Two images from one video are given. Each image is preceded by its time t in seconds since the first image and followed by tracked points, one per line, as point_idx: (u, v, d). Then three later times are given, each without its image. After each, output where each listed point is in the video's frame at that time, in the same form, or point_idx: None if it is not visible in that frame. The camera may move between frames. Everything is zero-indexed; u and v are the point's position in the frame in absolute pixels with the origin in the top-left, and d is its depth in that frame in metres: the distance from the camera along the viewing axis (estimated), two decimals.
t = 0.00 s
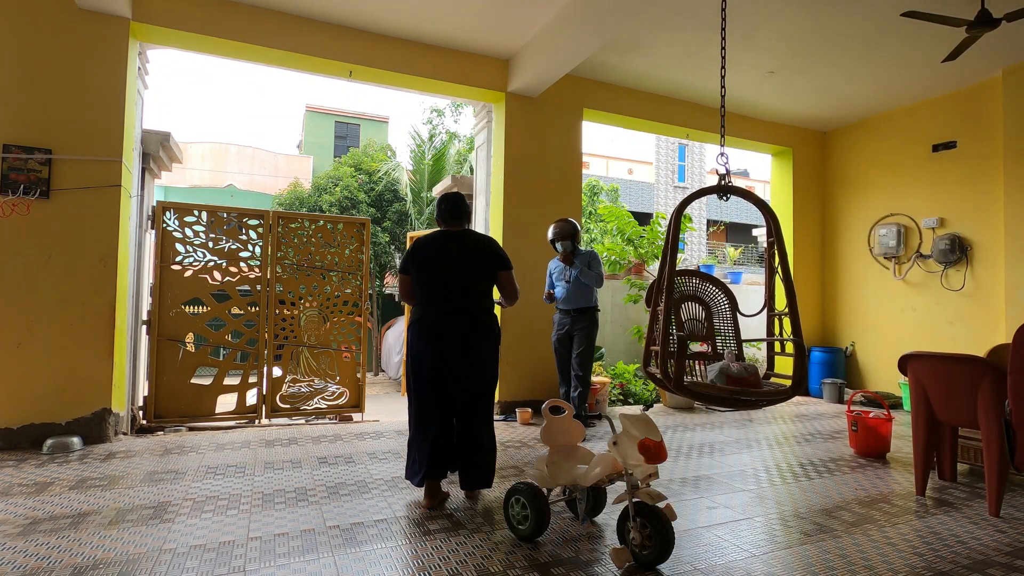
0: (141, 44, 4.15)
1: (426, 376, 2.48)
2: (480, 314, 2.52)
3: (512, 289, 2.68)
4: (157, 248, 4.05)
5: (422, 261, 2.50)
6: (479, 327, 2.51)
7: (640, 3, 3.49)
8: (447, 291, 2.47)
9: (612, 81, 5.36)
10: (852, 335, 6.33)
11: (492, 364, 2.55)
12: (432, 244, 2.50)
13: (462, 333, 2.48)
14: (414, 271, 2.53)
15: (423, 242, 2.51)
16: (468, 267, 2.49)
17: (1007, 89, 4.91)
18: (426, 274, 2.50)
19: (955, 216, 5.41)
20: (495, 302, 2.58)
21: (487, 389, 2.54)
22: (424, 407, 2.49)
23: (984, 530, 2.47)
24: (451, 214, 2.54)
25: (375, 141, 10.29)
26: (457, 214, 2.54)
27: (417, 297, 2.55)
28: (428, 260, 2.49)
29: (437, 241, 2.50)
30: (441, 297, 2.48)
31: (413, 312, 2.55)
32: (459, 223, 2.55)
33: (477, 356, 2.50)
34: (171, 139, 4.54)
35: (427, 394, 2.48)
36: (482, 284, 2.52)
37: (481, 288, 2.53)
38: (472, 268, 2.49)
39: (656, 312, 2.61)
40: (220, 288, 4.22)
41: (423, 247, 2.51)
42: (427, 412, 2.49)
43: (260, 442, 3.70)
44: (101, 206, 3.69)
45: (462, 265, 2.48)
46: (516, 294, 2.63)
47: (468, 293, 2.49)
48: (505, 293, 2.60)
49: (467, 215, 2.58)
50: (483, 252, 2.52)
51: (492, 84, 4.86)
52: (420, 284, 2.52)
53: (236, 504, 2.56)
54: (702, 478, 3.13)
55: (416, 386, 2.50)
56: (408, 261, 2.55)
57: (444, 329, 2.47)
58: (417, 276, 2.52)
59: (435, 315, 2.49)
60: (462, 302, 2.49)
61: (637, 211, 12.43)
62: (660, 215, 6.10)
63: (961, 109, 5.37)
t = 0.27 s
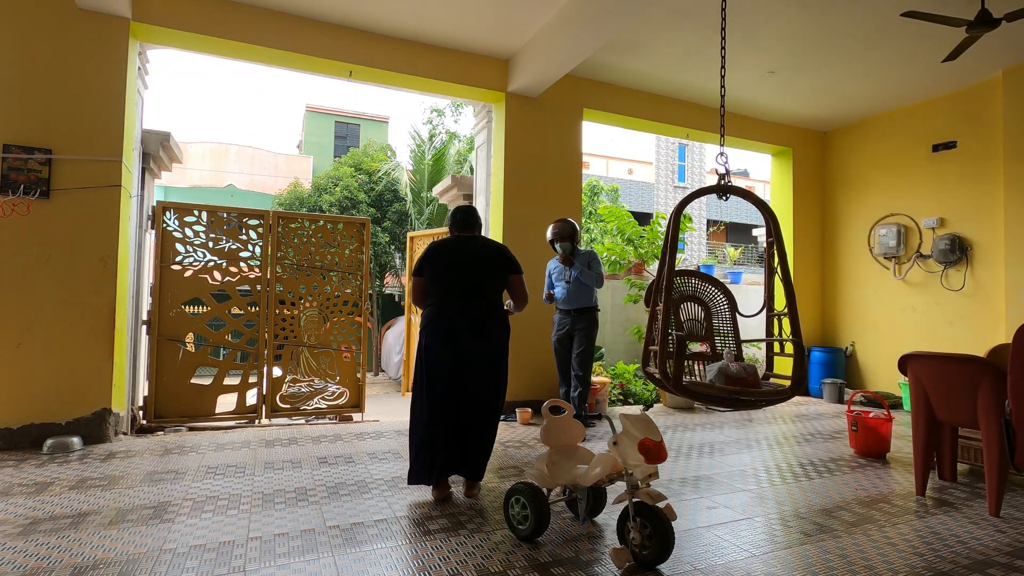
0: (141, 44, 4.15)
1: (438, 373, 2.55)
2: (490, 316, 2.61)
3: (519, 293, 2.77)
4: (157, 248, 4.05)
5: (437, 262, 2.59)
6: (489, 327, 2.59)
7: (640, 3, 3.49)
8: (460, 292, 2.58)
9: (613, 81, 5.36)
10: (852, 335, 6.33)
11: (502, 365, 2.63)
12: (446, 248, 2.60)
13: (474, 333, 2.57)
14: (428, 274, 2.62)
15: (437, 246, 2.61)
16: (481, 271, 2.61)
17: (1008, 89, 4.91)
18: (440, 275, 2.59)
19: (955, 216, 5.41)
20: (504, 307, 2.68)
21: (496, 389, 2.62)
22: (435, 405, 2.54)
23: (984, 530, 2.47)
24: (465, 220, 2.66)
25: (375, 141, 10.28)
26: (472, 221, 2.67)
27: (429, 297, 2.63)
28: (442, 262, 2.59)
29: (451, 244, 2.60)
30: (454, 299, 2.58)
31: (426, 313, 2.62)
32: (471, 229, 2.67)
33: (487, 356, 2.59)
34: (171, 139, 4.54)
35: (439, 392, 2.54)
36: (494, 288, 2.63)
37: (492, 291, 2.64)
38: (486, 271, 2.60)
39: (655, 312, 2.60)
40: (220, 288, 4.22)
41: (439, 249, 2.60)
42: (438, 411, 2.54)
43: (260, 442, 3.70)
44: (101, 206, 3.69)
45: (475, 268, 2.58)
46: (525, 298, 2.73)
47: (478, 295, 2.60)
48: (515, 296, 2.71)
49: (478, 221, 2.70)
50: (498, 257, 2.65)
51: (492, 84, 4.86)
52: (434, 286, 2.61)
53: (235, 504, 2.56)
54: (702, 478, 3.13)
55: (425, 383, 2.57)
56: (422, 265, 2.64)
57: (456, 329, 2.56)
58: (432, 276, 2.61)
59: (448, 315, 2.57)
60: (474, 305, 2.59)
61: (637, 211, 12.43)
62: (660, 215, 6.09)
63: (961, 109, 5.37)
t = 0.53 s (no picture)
0: (141, 44, 4.15)
1: (444, 376, 2.56)
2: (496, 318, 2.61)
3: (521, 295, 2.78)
4: (157, 248, 4.05)
5: (442, 266, 2.60)
6: (496, 330, 2.59)
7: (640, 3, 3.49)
8: (465, 295, 2.59)
9: (613, 81, 5.36)
10: (852, 335, 6.33)
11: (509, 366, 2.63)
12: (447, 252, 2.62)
13: (480, 336, 2.57)
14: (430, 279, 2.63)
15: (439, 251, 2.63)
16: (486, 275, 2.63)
17: (1008, 89, 4.90)
18: (445, 278, 2.60)
19: (955, 216, 5.41)
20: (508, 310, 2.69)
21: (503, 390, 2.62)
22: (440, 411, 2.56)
23: (984, 530, 2.47)
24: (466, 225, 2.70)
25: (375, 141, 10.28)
26: (474, 227, 2.72)
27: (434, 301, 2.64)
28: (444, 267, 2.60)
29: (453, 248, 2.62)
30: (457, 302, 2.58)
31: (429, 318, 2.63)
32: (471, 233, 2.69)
33: (494, 358, 2.59)
34: (171, 139, 4.54)
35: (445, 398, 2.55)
36: (496, 290, 2.64)
37: (497, 294, 2.65)
38: (490, 275, 2.62)
39: (654, 312, 2.60)
40: (220, 288, 4.22)
41: (444, 253, 2.62)
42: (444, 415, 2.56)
43: (260, 442, 3.70)
44: (101, 206, 3.69)
45: (476, 271, 2.60)
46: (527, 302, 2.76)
47: (481, 297, 2.60)
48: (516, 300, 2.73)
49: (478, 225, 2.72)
50: (502, 262, 2.69)
51: (492, 84, 4.86)
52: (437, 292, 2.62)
53: (235, 504, 2.56)
54: (702, 478, 3.13)
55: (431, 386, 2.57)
56: (424, 270, 2.65)
57: (463, 331, 2.56)
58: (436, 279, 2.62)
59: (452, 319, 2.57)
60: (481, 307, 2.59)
61: (637, 211, 12.43)
62: (660, 215, 6.09)
63: (961, 109, 5.37)
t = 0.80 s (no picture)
0: (141, 44, 4.15)
1: (446, 376, 2.55)
2: (499, 319, 2.62)
3: (519, 297, 2.81)
4: (157, 248, 4.05)
5: (443, 267, 2.62)
6: (496, 331, 2.60)
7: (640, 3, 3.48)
8: (467, 295, 2.59)
9: (613, 81, 5.36)
10: (852, 335, 6.33)
11: (511, 368, 2.63)
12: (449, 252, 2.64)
13: (480, 336, 2.58)
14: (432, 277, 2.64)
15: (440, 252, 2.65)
16: (487, 276, 2.66)
17: (1008, 89, 4.90)
18: (446, 278, 2.61)
19: (955, 216, 5.41)
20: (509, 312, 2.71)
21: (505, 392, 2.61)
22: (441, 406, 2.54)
23: (984, 530, 2.47)
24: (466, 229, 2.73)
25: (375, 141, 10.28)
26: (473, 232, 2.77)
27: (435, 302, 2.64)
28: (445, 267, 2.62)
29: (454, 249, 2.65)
30: (459, 302, 2.59)
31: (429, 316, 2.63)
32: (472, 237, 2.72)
33: (496, 359, 2.59)
34: (171, 139, 4.54)
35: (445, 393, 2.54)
36: (497, 291, 2.66)
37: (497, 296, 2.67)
38: (492, 276, 2.65)
39: (654, 311, 2.60)
40: (220, 288, 4.22)
41: (445, 254, 2.64)
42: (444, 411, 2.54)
43: (260, 442, 3.70)
44: (101, 206, 3.69)
45: (477, 272, 2.63)
46: (527, 304, 2.81)
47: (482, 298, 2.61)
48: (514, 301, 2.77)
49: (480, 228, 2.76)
50: (502, 264, 2.72)
51: (492, 84, 4.86)
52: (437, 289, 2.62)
53: (236, 504, 2.56)
54: (702, 478, 3.13)
55: (433, 386, 2.55)
56: (426, 269, 2.66)
57: (465, 331, 2.56)
58: (437, 280, 2.63)
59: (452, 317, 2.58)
60: (483, 308, 2.60)
61: (637, 211, 12.43)
62: (660, 215, 6.09)
63: (961, 109, 5.37)
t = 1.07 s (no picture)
0: (141, 44, 4.15)
1: (446, 374, 2.54)
2: (499, 319, 2.63)
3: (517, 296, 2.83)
4: (157, 248, 4.05)
5: (443, 265, 2.62)
6: (496, 330, 2.60)
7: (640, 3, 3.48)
8: (467, 294, 2.60)
9: (612, 81, 5.36)
10: (852, 335, 6.33)
11: (511, 368, 2.64)
12: (449, 251, 2.64)
13: (481, 335, 2.58)
14: (432, 275, 2.63)
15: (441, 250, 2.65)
16: (487, 275, 2.67)
17: (1008, 89, 4.90)
18: (447, 277, 2.61)
19: (955, 216, 5.41)
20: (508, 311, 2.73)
21: (506, 392, 2.61)
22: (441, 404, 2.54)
23: (984, 530, 2.47)
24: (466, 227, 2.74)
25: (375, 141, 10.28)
26: (472, 232, 2.78)
27: (435, 300, 2.64)
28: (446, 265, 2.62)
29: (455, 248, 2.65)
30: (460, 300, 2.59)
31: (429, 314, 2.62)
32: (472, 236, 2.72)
33: (497, 358, 2.59)
34: (171, 139, 4.54)
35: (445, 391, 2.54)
36: (497, 291, 2.67)
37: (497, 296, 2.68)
38: (491, 275, 2.66)
39: (655, 311, 2.60)
40: (220, 288, 4.22)
41: (444, 252, 2.64)
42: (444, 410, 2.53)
43: (260, 442, 3.70)
44: (101, 206, 3.69)
45: (478, 271, 2.64)
46: (521, 304, 2.83)
47: (482, 297, 2.62)
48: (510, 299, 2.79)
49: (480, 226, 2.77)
50: (502, 264, 2.73)
51: (492, 84, 4.86)
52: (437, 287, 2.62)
53: (236, 504, 2.56)
54: (702, 478, 3.13)
55: (433, 385, 2.54)
56: (426, 267, 2.65)
57: (465, 330, 2.56)
58: (437, 278, 2.62)
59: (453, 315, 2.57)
60: (483, 307, 2.60)
61: (637, 211, 12.43)
62: (660, 215, 6.09)
63: (961, 109, 5.37)
